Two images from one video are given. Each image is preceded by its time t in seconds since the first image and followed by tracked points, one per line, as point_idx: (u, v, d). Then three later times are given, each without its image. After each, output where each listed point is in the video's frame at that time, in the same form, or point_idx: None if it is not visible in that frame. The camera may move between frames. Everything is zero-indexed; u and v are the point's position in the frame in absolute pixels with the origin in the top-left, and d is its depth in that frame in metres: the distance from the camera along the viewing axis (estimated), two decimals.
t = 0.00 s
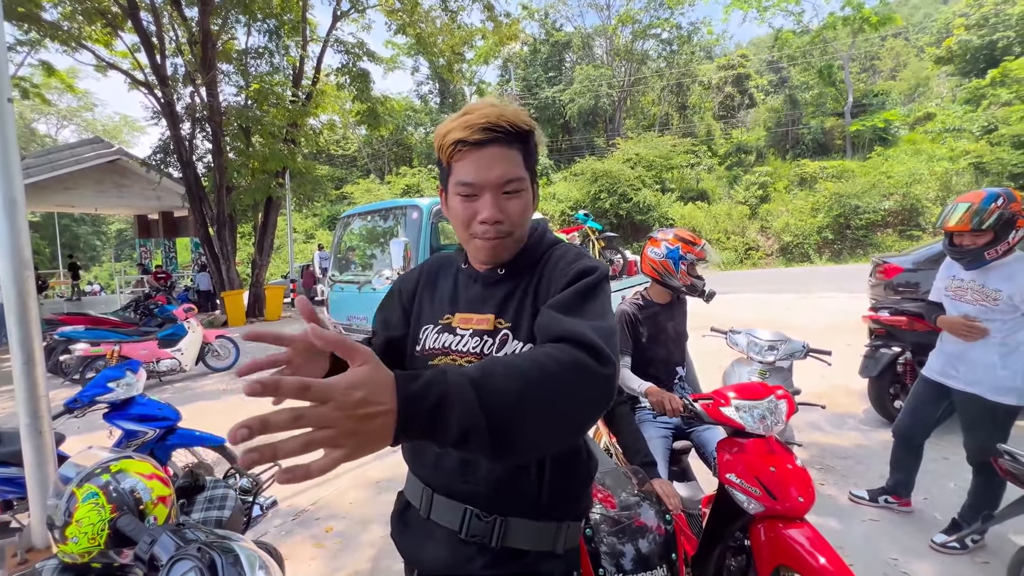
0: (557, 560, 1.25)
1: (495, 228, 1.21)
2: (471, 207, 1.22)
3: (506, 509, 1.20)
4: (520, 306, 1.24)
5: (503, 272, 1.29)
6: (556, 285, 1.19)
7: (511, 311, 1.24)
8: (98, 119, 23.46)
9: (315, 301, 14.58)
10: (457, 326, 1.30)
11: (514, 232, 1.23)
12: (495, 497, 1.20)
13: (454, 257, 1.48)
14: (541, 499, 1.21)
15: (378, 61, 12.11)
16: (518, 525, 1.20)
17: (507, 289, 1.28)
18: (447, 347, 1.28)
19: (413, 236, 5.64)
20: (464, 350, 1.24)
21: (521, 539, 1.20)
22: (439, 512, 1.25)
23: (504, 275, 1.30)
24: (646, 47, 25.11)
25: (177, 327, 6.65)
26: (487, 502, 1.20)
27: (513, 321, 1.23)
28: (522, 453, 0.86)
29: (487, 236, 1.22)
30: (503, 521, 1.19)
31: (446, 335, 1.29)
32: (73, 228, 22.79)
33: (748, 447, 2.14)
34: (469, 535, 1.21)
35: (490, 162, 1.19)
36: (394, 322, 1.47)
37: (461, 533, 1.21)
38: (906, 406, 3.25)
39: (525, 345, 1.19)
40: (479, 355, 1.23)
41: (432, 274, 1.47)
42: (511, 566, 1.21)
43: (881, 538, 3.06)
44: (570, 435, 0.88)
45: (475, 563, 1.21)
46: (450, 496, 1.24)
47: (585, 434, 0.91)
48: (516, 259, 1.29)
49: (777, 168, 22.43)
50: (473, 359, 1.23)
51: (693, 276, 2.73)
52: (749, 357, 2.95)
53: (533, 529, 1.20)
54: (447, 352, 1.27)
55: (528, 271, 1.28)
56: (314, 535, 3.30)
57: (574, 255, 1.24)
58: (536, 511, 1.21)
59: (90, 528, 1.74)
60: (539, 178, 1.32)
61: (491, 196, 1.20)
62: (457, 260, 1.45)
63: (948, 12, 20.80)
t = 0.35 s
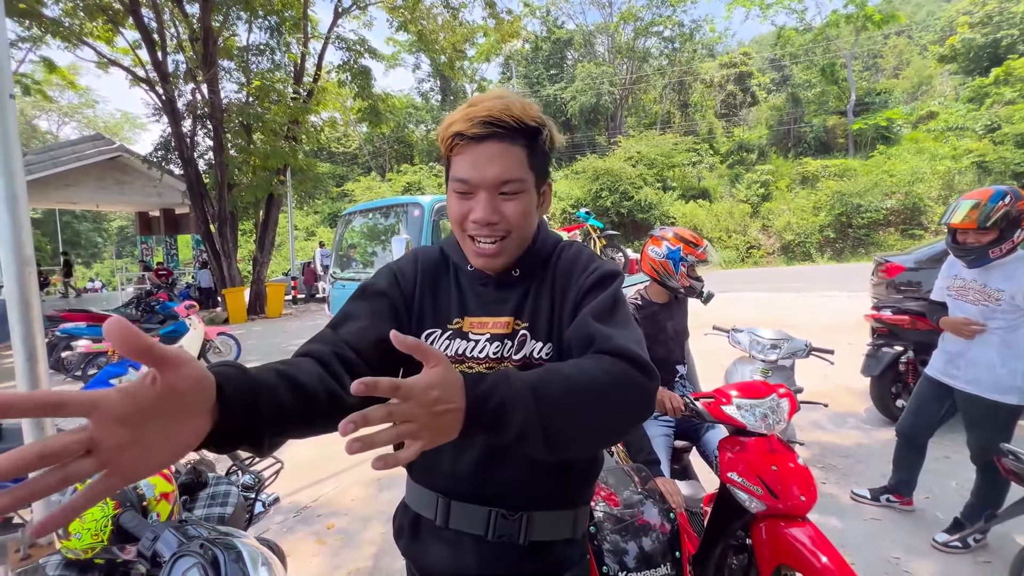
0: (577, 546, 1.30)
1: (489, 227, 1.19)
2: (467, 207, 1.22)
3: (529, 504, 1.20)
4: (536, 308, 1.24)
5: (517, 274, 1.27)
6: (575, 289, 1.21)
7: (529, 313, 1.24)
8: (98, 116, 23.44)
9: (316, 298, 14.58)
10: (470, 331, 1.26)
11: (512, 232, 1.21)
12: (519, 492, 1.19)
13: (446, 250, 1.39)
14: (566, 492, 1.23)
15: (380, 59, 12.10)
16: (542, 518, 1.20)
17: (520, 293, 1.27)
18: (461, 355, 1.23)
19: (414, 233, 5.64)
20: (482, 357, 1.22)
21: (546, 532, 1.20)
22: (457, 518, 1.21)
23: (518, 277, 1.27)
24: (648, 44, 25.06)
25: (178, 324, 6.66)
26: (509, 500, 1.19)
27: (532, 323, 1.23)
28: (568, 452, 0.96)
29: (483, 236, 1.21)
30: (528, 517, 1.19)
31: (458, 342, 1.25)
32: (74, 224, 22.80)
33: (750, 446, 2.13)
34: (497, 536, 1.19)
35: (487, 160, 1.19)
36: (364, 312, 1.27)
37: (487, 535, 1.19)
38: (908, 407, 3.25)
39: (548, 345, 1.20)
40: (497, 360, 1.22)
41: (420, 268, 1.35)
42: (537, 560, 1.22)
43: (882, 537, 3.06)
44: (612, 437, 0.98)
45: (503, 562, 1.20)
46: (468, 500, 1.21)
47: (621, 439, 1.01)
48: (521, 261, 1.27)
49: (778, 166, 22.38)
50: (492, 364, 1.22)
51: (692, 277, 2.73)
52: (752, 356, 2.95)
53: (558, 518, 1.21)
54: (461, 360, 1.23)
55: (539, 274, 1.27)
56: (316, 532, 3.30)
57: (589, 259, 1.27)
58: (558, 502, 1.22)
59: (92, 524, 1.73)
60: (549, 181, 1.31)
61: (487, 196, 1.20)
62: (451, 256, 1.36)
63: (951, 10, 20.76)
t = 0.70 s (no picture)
0: (581, 546, 1.30)
1: (497, 218, 1.20)
2: (474, 197, 1.22)
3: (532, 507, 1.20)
4: (541, 311, 1.24)
5: (519, 275, 1.27)
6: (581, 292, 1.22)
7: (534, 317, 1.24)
8: (102, 113, 23.50)
9: (318, 296, 14.60)
10: (470, 335, 1.25)
11: (519, 224, 1.22)
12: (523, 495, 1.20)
13: (443, 251, 1.37)
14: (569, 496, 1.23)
15: (384, 57, 12.10)
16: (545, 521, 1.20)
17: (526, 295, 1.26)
18: (462, 359, 1.23)
19: (418, 232, 5.65)
20: (484, 360, 1.21)
21: (550, 534, 1.21)
22: (460, 523, 1.21)
23: (520, 278, 1.27)
24: (652, 43, 25.02)
25: (182, 321, 6.69)
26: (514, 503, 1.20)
27: (536, 326, 1.23)
28: (591, 471, 0.99)
29: (490, 229, 1.21)
30: (531, 521, 1.19)
31: (459, 346, 1.24)
32: (79, 221, 22.86)
33: (753, 445, 2.13)
34: (500, 540, 1.19)
35: (495, 152, 1.21)
36: (362, 316, 1.26)
37: (491, 540, 1.20)
38: (907, 404, 3.21)
39: (552, 350, 1.21)
40: (500, 364, 1.22)
41: (418, 271, 1.33)
42: (542, 564, 1.22)
43: (884, 537, 3.06)
44: (627, 456, 1.01)
45: (508, 566, 1.21)
46: (469, 504, 1.22)
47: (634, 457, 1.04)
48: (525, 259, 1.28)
49: (782, 166, 22.30)
50: (494, 368, 1.21)
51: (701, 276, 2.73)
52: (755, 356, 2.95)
53: (562, 521, 1.22)
54: (462, 364, 1.22)
55: (543, 273, 1.27)
56: (319, 528, 3.32)
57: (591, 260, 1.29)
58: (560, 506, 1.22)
59: (100, 519, 1.75)
60: (551, 176, 1.32)
61: (494, 186, 1.21)
62: (450, 257, 1.34)
63: (957, 9, 20.67)
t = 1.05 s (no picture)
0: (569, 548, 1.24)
1: (483, 176, 1.21)
2: (460, 162, 1.24)
3: (510, 503, 1.19)
4: (522, 309, 1.21)
5: (501, 269, 1.24)
6: (570, 294, 1.20)
7: (518, 315, 1.21)
8: (106, 110, 23.57)
9: (320, 294, 14.61)
10: (449, 332, 1.23)
11: (504, 188, 1.22)
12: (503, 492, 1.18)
13: (427, 255, 1.35)
14: (549, 497, 1.20)
15: (386, 54, 12.09)
16: (522, 519, 1.18)
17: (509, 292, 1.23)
18: (443, 356, 1.22)
19: (421, 230, 5.64)
20: (464, 357, 1.20)
21: (529, 532, 1.19)
22: (441, 514, 1.22)
23: (502, 272, 1.24)
24: (655, 41, 25.01)
25: (185, 318, 6.70)
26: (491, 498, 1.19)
27: (521, 327, 1.20)
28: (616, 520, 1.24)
29: (476, 188, 1.22)
30: (509, 516, 1.18)
31: (438, 343, 1.23)
32: (82, 219, 22.89)
33: (755, 446, 2.13)
34: (478, 535, 1.19)
35: (479, 119, 1.25)
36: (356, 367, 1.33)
37: (469, 534, 1.19)
38: (903, 412, 3.09)
39: (537, 352, 1.17)
40: (480, 363, 1.20)
41: (405, 272, 1.33)
42: (520, 562, 1.20)
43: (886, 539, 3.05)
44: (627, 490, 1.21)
45: (485, 564, 1.19)
46: (452, 496, 1.21)
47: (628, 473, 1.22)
48: (511, 251, 1.27)
49: (785, 165, 22.24)
50: (474, 367, 1.20)
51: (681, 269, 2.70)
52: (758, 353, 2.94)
53: (540, 519, 1.19)
54: (442, 361, 1.22)
55: (529, 266, 1.24)
56: (321, 526, 3.32)
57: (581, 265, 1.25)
58: (541, 506, 1.20)
59: (103, 515, 1.75)
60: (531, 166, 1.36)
61: (480, 151, 1.23)
62: (434, 258, 1.32)
63: (963, 8, 20.59)
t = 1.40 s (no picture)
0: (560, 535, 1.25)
1: (488, 180, 1.21)
2: (465, 170, 1.24)
3: (513, 490, 1.19)
4: (529, 321, 1.20)
5: (506, 285, 1.22)
6: (570, 308, 1.19)
7: (522, 328, 1.20)
8: (109, 108, 23.65)
9: (324, 293, 14.65)
10: (457, 347, 1.22)
11: (508, 193, 1.22)
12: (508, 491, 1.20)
13: (429, 266, 1.32)
14: (551, 490, 1.21)
15: (390, 53, 12.11)
16: (524, 507, 1.20)
17: (512, 304, 1.22)
18: (451, 370, 1.21)
19: (423, 229, 5.64)
20: (472, 371, 1.20)
21: (529, 519, 1.20)
22: (445, 497, 1.23)
23: (507, 289, 1.22)
24: (659, 40, 25.01)
25: (188, 315, 6.72)
26: (493, 485, 1.20)
27: (522, 339, 1.19)
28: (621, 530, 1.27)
29: (479, 192, 1.21)
30: (510, 503, 1.19)
31: (446, 357, 1.22)
32: (87, 216, 22.98)
33: (759, 446, 2.13)
34: (480, 517, 1.19)
35: (484, 130, 1.27)
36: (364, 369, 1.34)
37: (472, 517, 1.20)
38: (873, 414, 3.06)
39: (538, 368, 1.17)
40: (487, 376, 1.19)
41: (409, 283, 1.30)
42: (519, 547, 1.20)
43: (889, 539, 3.05)
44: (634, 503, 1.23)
45: (489, 544, 1.20)
46: (457, 481, 1.22)
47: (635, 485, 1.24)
48: (514, 264, 1.26)
49: (789, 164, 22.17)
50: (481, 380, 1.19)
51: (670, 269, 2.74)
52: (761, 357, 2.88)
53: (541, 508, 1.20)
54: (450, 375, 1.21)
55: (533, 279, 1.23)
56: (324, 523, 3.33)
57: (580, 278, 1.23)
58: (544, 499, 1.21)
59: (108, 511, 1.76)
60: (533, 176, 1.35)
61: (484, 158, 1.24)
62: (437, 270, 1.30)
63: (969, 7, 20.49)
